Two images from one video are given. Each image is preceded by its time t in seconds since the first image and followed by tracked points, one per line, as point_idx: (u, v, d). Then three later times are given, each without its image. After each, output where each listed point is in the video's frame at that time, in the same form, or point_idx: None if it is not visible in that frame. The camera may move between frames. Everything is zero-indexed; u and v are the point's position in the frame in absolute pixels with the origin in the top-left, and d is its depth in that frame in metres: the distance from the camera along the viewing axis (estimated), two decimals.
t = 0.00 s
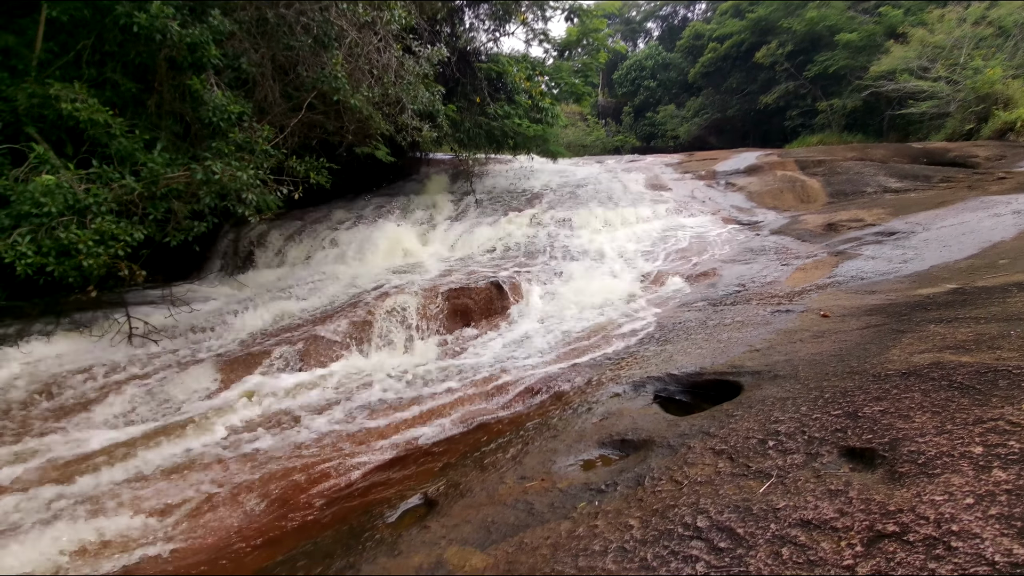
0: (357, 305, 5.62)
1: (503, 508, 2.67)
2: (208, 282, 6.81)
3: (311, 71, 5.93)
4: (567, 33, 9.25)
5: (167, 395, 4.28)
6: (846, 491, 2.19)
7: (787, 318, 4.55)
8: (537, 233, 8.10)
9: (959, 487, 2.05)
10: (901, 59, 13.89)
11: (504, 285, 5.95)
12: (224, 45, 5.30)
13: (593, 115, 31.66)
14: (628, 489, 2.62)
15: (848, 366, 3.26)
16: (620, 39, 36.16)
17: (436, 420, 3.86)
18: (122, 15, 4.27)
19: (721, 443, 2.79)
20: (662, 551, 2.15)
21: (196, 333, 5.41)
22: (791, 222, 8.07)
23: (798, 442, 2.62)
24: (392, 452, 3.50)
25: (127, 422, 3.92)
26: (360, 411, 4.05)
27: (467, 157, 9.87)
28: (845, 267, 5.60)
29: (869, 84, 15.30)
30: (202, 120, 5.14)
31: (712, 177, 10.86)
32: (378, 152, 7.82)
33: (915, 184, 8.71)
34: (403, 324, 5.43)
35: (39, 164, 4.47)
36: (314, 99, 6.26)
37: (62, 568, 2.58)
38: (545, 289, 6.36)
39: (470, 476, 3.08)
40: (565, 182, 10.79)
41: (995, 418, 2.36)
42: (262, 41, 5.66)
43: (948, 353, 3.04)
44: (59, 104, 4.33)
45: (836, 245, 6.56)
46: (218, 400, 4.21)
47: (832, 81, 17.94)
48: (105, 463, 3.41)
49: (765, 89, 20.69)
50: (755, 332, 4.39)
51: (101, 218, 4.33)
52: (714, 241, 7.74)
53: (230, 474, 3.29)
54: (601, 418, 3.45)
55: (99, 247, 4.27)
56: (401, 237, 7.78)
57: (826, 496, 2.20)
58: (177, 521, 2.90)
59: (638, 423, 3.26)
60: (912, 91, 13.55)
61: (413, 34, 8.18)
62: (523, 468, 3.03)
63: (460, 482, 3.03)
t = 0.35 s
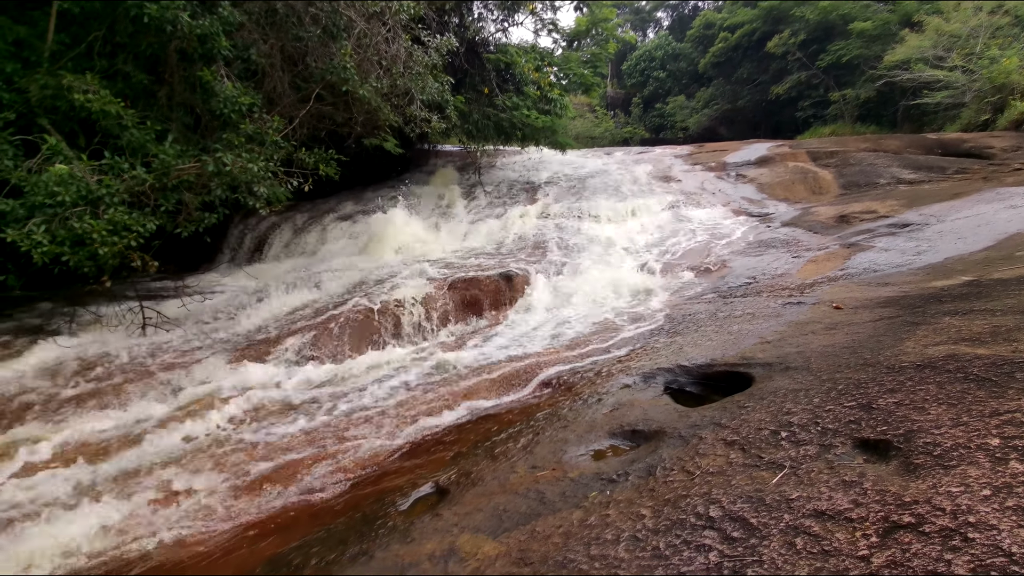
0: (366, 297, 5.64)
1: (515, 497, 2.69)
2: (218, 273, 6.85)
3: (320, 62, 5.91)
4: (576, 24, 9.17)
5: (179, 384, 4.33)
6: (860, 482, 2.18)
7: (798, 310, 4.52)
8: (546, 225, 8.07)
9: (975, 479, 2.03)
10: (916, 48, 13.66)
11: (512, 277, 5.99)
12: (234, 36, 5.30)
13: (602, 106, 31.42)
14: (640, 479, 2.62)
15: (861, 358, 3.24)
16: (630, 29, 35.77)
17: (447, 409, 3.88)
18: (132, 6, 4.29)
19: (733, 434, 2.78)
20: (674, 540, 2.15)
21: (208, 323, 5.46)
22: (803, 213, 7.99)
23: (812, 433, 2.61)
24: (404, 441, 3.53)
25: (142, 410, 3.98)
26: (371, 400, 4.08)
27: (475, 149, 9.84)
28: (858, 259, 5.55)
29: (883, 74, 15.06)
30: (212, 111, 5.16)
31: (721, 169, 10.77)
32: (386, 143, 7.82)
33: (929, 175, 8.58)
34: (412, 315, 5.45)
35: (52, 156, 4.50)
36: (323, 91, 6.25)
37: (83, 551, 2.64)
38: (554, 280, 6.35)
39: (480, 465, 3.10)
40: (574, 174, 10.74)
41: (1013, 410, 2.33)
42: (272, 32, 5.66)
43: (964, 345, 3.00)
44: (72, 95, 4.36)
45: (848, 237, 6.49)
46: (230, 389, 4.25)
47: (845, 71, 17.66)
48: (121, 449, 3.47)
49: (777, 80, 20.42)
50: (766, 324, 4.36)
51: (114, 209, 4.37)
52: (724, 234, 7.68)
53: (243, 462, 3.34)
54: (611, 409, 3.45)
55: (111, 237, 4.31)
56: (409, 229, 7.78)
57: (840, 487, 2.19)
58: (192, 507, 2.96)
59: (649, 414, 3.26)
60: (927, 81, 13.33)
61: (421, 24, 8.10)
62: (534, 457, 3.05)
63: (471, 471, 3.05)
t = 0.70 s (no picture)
0: (377, 287, 5.66)
1: (528, 486, 2.70)
2: (231, 263, 6.90)
3: (331, 52, 5.91)
4: (588, 12, 9.06)
5: (195, 372, 4.38)
6: (878, 475, 2.16)
7: (813, 301, 4.48)
8: (556, 217, 8.03)
9: (996, 472, 2.01)
10: (936, 35, 13.36)
11: (524, 269, 5.96)
12: (245, 26, 5.32)
13: (612, 97, 31.11)
14: (654, 469, 2.62)
15: (879, 350, 3.20)
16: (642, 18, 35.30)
17: (459, 399, 3.90)
18: None
19: (748, 425, 2.77)
20: (689, 530, 2.15)
21: (222, 313, 5.51)
22: (817, 205, 7.88)
23: (828, 425, 2.59)
24: (416, 430, 3.56)
25: (159, 399, 4.04)
26: (384, 390, 4.11)
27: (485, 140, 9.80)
28: (874, 250, 5.47)
29: (902, 62, 14.74)
30: (224, 102, 5.17)
31: (734, 159, 10.65)
32: (397, 134, 7.78)
33: (948, 165, 8.42)
34: (423, 306, 5.46)
35: (67, 147, 4.54)
36: (334, 81, 6.24)
37: (103, 535, 2.70)
38: (565, 272, 6.34)
39: (493, 454, 3.11)
40: (584, 165, 10.68)
41: None
42: (282, 22, 5.66)
43: (985, 338, 2.95)
44: (86, 86, 4.40)
45: (864, 229, 6.40)
46: (244, 378, 4.30)
47: (861, 60, 17.31)
48: (139, 436, 3.53)
49: (791, 69, 20.09)
50: (781, 316, 4.32)
51: (128, 199, 4.41)
52: (737, 225, 7.61)
53: (258, 449, 3.39)
54: (623, 400, 3.45)
55: (126, 228, 4.36)
56: (419, 220, 7.78)
57: (857, 479, 2.18)
58: (209, 493, 3.01)
59: (662, 405, 3.25)
60: (947, 69, 13.05)
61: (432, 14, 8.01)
62: (547, 447, 3.06)
63: (484, 460, 3.06)
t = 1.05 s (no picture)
0: (388, 278, 5.68)
1: (541, 474, 2.72)
2: (243, 254, 6.95)
3: (342, 41, 5.89)
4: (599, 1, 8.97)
5: (209, 361, 4.44)
6: (895, 466, 2.15)
7: (827, 293, 4.43)
8: (566, 208, 8.00)
9: (1015, 463, 1.99)
10: (955, 23, 13.08)
11: (534, 260, 5.95)
12: (256, 16, 5.34)
13: (623, 87, 30.80)
14: (667, 459, 2.63)
15: (894, 342, 3.17)
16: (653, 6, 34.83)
17: (471, 388, 3.93)
18: None
19: (762, 416, 2.76)
20: (703, 519, 2.16)
21: (235, 303, 5.57)
22: (831, 196, 7.79)
23: (843, 416, 2.58)
24: (429, 419, 3.60)
25: (175, 387, 4.10)
26: (396, 379, 4.14)
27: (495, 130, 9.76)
28: (889, 242, 5.40)
29: (919, 50, 14.44)
30: (236, 92, 5.17)
31: (747, 150, 10.53)
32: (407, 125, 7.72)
33: (965, 156, 8.27)
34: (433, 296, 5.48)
35: (82, 137, 4.58)
36: (345, 71, 6.23)
37: (123, 519, 2.76)
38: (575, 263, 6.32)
39: (506, 443, 3.13)
40: (594, 156, 10.61)
41: None
42: (293, 12, 5.65)
43: (1003, 330, 2.91)
44: (100, 76, 4.45)
45: (879, 220, 6.31)
46: (258, 367, 4.35)
47: (877, 48, 16.99)
48: (157, 423, 3.60)
49: (805, 58, 19.76)
50: (794, 307, 4.29)
51: (142, 189, 4.45)
52: (749, 216, 7.54)
53: (273, 437, 3.44)
54: (635, 390, 3.45)
55: (141, 217, 4.39)
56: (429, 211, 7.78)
57: (873, 470, 2.17)
58: (225, 479, 3.06)
59: (674, 395, 3.25)
60: (966, 57, 12.78)
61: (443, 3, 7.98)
62: (559, 436, 3.07)
63: (497, 449, 3.08)
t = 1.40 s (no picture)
0: (402, 268, 5.72)
1: (555, 463, 2.74)
2: (258, 245, 7.03)
3: (357, 31, 5.97)
4: None
5: (228, 350, 4.52)
6: (913, 457, 2.14)
7: (845, 285, 4.37)
8: (579, 198, 7.96)
9: None
10: (981, 8, 12.72)
11: (547, 250, 6.01)
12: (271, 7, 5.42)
13: (637, 77, 30.42)
14: (681, 449, 2.63)
15: (914, 334, 3.13)
16: None
17: (484, 378, 3.96)
18: None
19: (778, 407, 2.75)
20: (717, 508, 2.16)
21: (252, 293, 5.64)
22: (850, 186, 7.65)
23: (860, 408, 2.56)
24: (443, 407, 3.64)
25: (194, 374, 4.19)
26: (411, 369, 4.18)
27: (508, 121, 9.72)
28: (909, 233, 5.31)
29: (943, 37, 14.06)
30: (252, 84, 5.23)
31: (763, 140, 10.38)
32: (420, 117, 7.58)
33: (990, 145, 8.06)
34: (448, 287, 5.51)
35: (103, 129, 4.66)
36: (358, 62, 6.25)
37: (147, 502, 2.84)
38: (588, 254, 6.30)
39: (520, 432, 3.16)
40: (608, 146, 10.53)
41: None
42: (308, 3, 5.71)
43: None
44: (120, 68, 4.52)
45: (900, 211, 6.19)
46: (275, 355, 4.42)
47: (900, 34, 16.56)
48: (178, 410, 3.69)
49: (825, 45, 19.33)
50: (811, 299, 4.24)
51: (162, 181, 4.53)
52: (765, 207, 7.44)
53: (290, 424, 3.50)
54: (649, 380, 3.46)
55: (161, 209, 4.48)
56: (442, 202, 7.79)
57: (891, 462, 2.15)
58: (246, 464, 3.13)
59: (689, 386, 3.25)
60: (992, 43, 12.42)
61: None
62: (573, 425, 3.09)
63: (511, 438, 3.11)
